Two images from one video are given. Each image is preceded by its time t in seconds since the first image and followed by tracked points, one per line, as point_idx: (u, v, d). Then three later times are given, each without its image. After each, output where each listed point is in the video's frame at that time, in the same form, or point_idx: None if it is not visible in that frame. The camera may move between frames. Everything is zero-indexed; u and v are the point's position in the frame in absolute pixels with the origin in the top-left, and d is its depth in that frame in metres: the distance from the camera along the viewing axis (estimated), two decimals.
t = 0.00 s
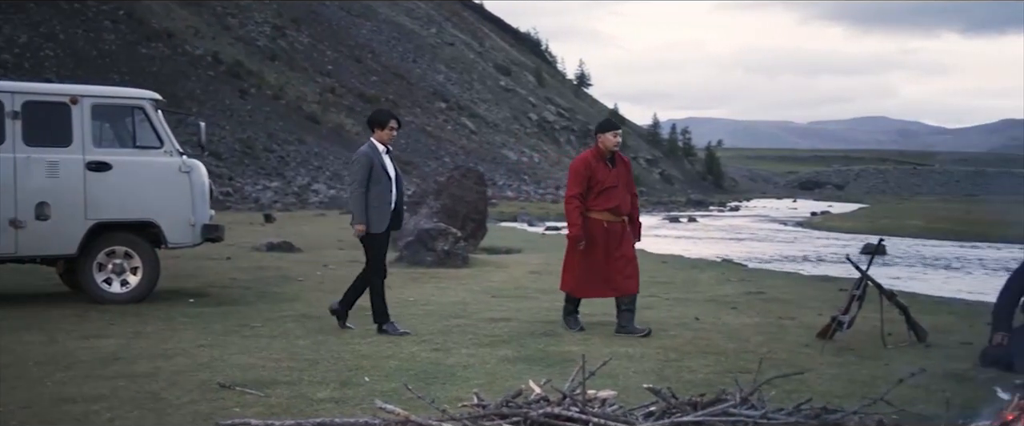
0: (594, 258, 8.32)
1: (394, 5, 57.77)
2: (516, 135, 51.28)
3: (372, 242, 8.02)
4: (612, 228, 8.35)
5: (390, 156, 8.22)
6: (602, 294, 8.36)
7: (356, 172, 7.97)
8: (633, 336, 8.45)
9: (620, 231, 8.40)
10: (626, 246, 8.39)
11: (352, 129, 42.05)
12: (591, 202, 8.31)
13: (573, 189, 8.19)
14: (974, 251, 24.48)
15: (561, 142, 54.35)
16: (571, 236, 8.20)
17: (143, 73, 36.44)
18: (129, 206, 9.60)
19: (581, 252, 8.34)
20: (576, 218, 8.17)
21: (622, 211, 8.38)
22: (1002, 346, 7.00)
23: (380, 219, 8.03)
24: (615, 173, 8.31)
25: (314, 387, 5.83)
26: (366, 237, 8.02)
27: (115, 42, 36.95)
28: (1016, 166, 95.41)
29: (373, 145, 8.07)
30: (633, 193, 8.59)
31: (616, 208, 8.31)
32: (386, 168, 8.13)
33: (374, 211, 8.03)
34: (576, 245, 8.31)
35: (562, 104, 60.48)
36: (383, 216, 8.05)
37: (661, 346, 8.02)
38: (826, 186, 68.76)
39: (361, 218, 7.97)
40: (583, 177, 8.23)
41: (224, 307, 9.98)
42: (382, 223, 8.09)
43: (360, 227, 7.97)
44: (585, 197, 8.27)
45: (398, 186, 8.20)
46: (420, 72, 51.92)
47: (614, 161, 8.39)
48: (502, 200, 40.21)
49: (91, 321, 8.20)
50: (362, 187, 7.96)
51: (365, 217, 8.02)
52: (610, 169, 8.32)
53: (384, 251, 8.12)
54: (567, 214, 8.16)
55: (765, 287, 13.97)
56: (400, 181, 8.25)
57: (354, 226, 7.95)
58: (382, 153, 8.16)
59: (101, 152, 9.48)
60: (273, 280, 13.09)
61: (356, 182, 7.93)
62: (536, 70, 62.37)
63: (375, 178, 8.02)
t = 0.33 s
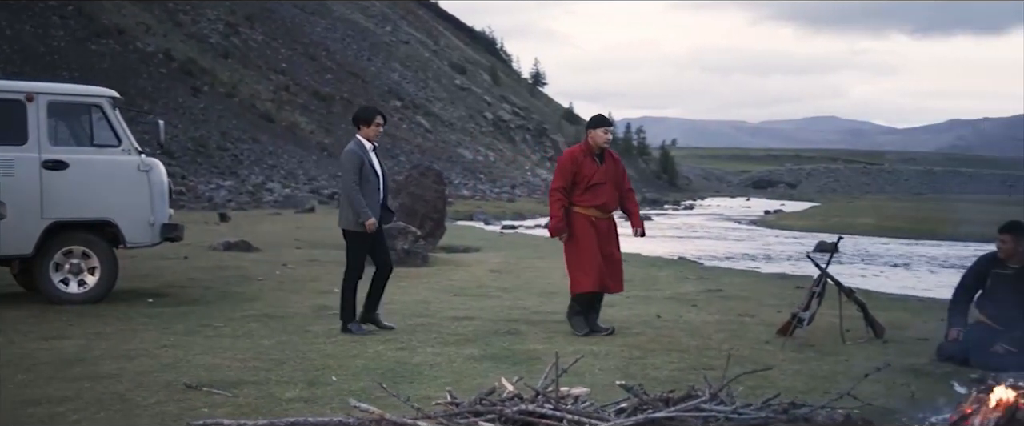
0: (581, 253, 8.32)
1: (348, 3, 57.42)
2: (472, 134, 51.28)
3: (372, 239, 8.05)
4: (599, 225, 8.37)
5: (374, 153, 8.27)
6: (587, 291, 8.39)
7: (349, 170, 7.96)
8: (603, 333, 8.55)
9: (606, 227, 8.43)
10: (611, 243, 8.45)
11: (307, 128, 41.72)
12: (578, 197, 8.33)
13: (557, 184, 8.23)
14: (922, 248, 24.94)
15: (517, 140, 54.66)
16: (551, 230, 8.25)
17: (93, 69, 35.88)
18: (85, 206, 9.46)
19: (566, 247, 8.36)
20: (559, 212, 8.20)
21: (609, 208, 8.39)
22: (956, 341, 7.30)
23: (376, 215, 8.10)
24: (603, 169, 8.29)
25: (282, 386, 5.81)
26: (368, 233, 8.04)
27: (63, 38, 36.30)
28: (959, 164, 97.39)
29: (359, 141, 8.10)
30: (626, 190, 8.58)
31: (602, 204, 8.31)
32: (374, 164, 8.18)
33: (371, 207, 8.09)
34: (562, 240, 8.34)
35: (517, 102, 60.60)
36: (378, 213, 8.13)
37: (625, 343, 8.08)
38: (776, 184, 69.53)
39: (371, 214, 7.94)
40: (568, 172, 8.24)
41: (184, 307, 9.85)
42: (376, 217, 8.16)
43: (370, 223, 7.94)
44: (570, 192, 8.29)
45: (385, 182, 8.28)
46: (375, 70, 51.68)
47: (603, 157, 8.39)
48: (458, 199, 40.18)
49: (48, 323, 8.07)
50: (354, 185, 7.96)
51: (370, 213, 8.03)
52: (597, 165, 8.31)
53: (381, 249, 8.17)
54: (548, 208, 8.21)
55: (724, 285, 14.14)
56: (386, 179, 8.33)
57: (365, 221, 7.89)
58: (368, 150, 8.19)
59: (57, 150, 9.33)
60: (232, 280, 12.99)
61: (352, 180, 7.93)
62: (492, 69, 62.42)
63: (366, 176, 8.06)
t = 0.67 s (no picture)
0: (572, 260, 8.16)
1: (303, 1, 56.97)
2: (428, 133, 51.16)
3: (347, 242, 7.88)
4: (587, 230, 8.25)
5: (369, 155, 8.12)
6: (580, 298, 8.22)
7: (334, 168, 7.86)
8: (605, 335, 8.26)
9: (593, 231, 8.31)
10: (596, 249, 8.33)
11: (261, 126, 41.34)
12: (566, 202, 8.19)
13: (547, 189, 8.08)
14: (872, 247, 25.41)
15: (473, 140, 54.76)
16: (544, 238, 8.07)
17: (42, 66, 35.24)
18: (42, 204, 9.32)
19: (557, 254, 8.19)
20: (551, 218, 8.04)
21: (595, 213, 8.28)
22: (913, 337, 7.42)
23: (356, 218, 7.92)
24: (590, 172, 8.18)
25: (249, 386, 5.78)
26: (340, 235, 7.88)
27: (11, 34, 35.63)
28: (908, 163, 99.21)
29: (351, 143, 7.95)
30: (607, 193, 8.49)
31: (589, 208, 8.20)
32: (365, 166, 8.01)
33: (349, 209, 7.89)
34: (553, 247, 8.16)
35: (472, 102, 60.59)
36: (359, 216, 7.93)
37: (588, 342, 8.14)
38: (729, 184, 70.33)
39: (336, 216, 7.85)
40: (556, 176, 8.10)
41: (142, 306, 9.72)
42: (359, 221, 7.96)
43: (334, 226, 7.85)
44: (559, 196, 8.15)
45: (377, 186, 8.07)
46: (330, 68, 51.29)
47: (586, 159, 8.28)
48: (414, 198, 40.14)
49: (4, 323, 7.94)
50: (336, 185, 7.81)
51: (341, 216, 7.89)
52: (584, 168, 8.19)
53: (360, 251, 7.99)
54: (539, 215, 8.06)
55: (682, 283, 14.30)
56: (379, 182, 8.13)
57: (329, 224, 7.83)
58: (361, 151, 8.04)
59: (12, 148, 9.18)
60: (190, 280, 12.85)
61: (332, 178, 7.81)
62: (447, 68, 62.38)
63: (353, 176, 7.89)
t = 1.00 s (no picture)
0: (564, 257, 8.05)
1: None
2: (382, 133, 50.96)
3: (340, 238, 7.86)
4: (573, 226, 8.14)
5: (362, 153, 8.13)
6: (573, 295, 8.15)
7: (324, 165, 7.86)
8: (576, 337, 8.27)
9: (579, 227, 8.22)
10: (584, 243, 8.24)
11: (212, 125, 40.87)
12: (552, 200, 8.05)
13: (534, 191, 7.90)
14: (821, 245, 25.89)
15: (427, 140, 54.70)
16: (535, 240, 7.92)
17: None
18: None
19: (547, 254, 8.06)
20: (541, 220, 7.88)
21: (581, 207, 8.17)
22: (869, 335, 7.60)
23: (350, 213, 7.90)
24: (574, 167, 8.04)
25: (212, 387, 5.76)
26: (335, 231, 7.89)
27: None
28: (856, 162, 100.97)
29: (342, 141, 7.98)
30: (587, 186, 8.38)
31: (577, 204, 8.08)
32: (357, 164, 8.01)
33: (341, 205, 7.89)
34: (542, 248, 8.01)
35: (426, 102, 60.51)
36: (353, 212, 7.92)
37: (551, 340, 8.19)
38: (681, 184, 70.91)
39: (329, 212, 7.83)
40: (542, 176, 7.92)
41: (97, 308, 9.59)
42: (352, 218, 7.96)
43: (331, 221, 7.82)
44: (546, 196, 7.98)
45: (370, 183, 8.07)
46: (281, 67, 50.81)
47: (568, 154, 8.13)
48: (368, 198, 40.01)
49: None
50: (326, 181, 7.81)
51: (334, 211, 7.87)
52: (568, 164, 8.04)
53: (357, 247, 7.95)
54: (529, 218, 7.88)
55: (641, 281, 14.47)
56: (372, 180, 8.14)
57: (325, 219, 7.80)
58: (353, 149, 8.06)
59: None
60: (144, 281, 12.69)
61: (322, 175, 7.80)
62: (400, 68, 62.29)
63: (344, 172, 7.89)
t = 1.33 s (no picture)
0: (547, 257, 8.11)
1: None
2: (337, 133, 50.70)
3: (328, 241, 7.88)
4: (556, 226, 8.18)
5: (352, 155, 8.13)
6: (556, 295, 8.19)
7: (316, 167, 7.86)
8: (540, 337, 8.33)
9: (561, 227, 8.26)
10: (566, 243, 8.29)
11: (165, 125, 40.33)
12: (535, 199, 8.08)
13: (521, 190, 7.90)
14: (776, 244, 26.30)
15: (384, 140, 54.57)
16: (525, 239, 7.92)
17: None
18: None
19: (530, 254, 8.09)
20: (530, 219, 7.87)
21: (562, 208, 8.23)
22: (827, 334, 7.72)
23: (340, 217, 7.92)
24: (555, 166, 8.11)
25: (180, 389, 5.75)
26: (322, 233, 7.90)
27: None
28: (804, 161, 102.36)
29: (335, 142, 7.97)
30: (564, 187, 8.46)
31: (558, 203, 8.15)
32: (349, 166, 8.02)
33: (330, 208, 7.90)
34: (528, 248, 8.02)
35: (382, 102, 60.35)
36: (341, 215, 7.92)
37: (517, 340, 8.25)
38: (637, 184, 71.43)
39: (317, 215, 7.83)
40: (528, 175, 7.95)
41: (55, 310, 9.46)
42: (341, 221, 7.97)
43: (315, 223, 7.82)
44: (531, 196, 8.01)
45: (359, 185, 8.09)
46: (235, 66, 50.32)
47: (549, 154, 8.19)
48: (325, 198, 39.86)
49: None
50: (316, 183, 7.82)
51: (323, 214, 7.87)
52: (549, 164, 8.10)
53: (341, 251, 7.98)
54: (518, 217, 7.86)
55: (602, 281, 14.62)
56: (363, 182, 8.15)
57: (310, 222, 7.81)
58: (345, 151, 8.05)
59: None
60: (101, 283, 12.52)
61: (314, 177, 7.82)
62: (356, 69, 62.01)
63: (335, 175, 7.90)
